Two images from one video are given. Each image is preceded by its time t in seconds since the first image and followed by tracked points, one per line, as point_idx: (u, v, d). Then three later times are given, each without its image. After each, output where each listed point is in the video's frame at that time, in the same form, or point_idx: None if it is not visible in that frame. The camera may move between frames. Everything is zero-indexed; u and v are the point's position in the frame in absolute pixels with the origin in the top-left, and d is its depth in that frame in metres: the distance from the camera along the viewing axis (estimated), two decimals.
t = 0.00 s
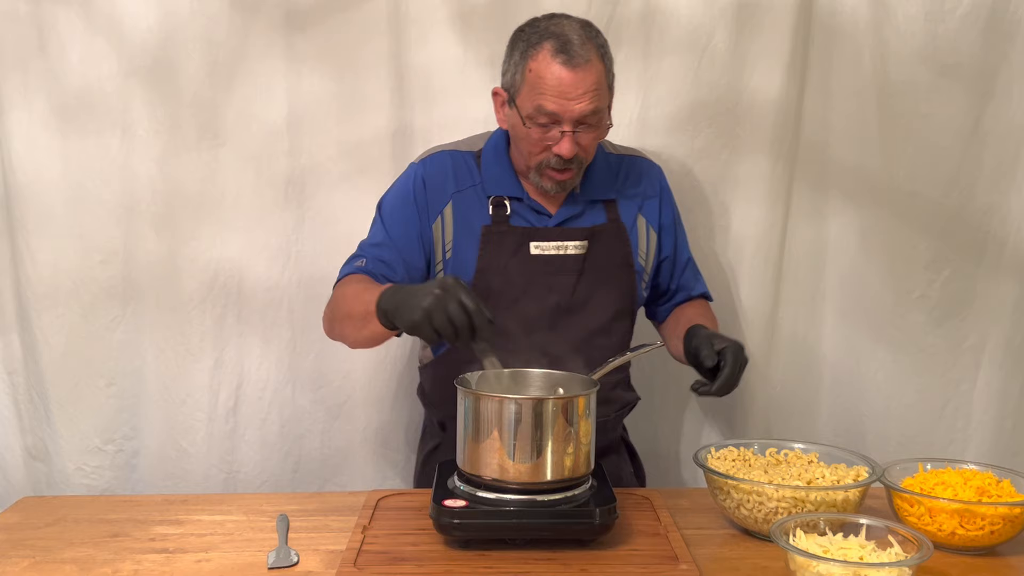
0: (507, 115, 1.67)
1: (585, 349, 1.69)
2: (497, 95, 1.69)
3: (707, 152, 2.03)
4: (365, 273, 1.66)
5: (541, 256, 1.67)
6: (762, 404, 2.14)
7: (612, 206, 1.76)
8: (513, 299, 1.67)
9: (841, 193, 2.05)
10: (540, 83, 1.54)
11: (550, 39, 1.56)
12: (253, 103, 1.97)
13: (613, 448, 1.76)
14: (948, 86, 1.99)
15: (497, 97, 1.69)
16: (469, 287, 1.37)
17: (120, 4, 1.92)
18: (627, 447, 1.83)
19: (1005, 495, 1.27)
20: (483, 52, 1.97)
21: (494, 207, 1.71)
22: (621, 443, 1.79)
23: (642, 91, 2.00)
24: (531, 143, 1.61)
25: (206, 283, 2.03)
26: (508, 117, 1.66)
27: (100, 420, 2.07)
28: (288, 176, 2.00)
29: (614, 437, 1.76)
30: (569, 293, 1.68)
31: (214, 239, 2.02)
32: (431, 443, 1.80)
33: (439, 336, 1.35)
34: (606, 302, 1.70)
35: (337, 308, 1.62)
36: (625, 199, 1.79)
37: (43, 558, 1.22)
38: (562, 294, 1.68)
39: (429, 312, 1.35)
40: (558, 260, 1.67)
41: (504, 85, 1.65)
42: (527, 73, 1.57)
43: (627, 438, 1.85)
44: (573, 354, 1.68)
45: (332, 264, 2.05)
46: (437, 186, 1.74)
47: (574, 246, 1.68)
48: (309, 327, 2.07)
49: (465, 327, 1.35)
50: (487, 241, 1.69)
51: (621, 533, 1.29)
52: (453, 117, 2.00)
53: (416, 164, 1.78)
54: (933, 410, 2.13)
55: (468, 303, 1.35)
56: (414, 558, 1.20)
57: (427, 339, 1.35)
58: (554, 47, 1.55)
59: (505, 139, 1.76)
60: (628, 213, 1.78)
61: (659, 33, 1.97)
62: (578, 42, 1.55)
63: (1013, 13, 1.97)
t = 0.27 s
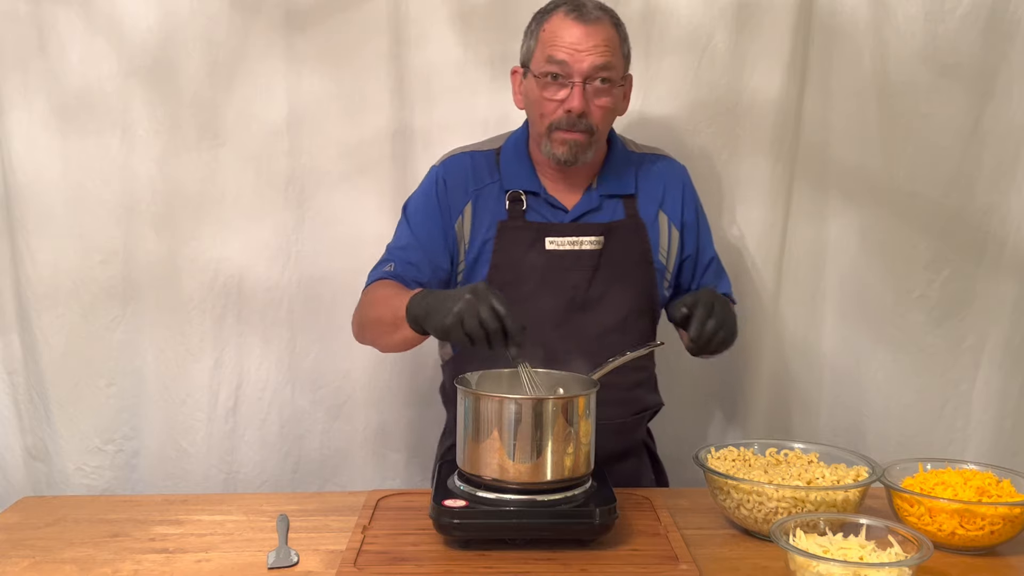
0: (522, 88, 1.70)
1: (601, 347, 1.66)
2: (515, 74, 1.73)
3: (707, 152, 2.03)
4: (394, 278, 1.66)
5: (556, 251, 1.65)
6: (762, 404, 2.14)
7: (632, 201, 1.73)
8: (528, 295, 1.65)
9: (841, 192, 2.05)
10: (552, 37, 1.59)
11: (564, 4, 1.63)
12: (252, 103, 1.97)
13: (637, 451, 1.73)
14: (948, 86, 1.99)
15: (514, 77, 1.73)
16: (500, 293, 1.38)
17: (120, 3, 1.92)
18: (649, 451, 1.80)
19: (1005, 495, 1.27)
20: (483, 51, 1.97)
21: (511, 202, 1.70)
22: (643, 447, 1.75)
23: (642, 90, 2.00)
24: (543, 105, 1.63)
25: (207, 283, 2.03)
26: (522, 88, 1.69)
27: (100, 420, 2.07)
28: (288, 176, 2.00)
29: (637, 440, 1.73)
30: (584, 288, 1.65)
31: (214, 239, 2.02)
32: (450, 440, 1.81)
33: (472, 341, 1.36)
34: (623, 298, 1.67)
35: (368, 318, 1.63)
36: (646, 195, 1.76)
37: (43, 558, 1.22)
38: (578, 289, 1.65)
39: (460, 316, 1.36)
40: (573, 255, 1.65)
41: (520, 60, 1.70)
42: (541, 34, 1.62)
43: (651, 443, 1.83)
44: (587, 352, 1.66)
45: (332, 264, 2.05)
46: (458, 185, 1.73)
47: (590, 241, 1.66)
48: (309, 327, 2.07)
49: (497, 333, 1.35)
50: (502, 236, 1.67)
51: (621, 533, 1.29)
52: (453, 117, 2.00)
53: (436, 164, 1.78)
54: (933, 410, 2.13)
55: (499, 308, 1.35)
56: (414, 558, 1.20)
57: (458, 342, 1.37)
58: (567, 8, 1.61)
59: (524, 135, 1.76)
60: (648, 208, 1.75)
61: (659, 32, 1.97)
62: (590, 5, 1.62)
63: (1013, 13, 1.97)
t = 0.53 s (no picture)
0: (536, 91, 1.68)
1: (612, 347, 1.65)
2: (528, 73, 1.71)
3: (708, 152, 2.03)
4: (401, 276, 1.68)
5: (567, 250, 1.63)
6: (762, 405, 2.14)
7: (647, 201, 1.72)
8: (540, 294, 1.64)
9: (841, 192, 2.05)
10: (565, 43, 1.56)
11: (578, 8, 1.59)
12: (252, 103, 1.97)
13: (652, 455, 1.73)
14: (948, 86, 1.99)
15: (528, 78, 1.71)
16: (483, 290, 1.37)
17: (120, 3, 1.92)
18: (666, 456, 1.79)
19: (1005, 495, 1.27)
20: (483, 51, 1.97)
21: (524, 200, 1.69)
22: (658, 452, 1.75)
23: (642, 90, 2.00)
24: (557, 109, 1.62)
25: (207, 283, 2.04)
26: (536, 91, 1.67)
27: (99, 420, 2.07)
28: (288, 176, 2.00)
29: (653, 443, 1.72)
30: (596, 287, 1.64)
31: (214, 239, 2.02)
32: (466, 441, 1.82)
33: (448, 335, 1.37)
34: (636, 297, 1.65)
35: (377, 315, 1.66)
36: (661, 194, 1.74)
37: (43, 558, 1.22)
38: (590, 288, 1.64)
39: (437, 308, 1.37)
40: (584, 254, 1.63)
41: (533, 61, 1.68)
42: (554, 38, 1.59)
43: (668, 447, 1.82)
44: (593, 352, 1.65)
45: (332, 264, 2.05)
46: (470, 185, 1.73)
47: (602, 239, 1.64)
48: (309, 327, 2.07)
49: (474, 329, 1.35)
50: (514, 234, 1.65)
51: (621, 533, 1.29)
52: (453, 117, 2.00)
53: (451, 163, 1.78)
54: (933, 410, 2.13)
55: (477, 304, 1.35)
56: (414, 558, 1.20)
57: (435, 335, 1.38)
58: (580, 12, 1.57)
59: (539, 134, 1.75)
60: (663, 207, 1.73)
61: (659, 32, 1.97)
62: (604, 9, 1.58)
63: (1013, 13, 1.97)
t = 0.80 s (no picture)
0: (544, 106, 1.62)
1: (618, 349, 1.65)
2: (535, 85, 1.65)
3: (708, 152, 2.03)
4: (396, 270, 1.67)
5: (576, 253, 1.63)
6: (762, 405, 2.14)
7: (655, 204, 1.71)
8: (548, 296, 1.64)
9: (841, 192, 2.05)
10: (573, 72, 1.49)
11: (586, 29, 1.50)
12: (252, 103, 1.97)
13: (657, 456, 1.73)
14: (948, 86, 1.99)
15: (535, 88, 1.65)
16: (468, 278, 1.36)
17: (120, 3, 1.92)
18: (672, 458, 1.79)
19: (1005, 495, 1.27)
20: (483, 51, 1.97)
21: (530, 203, 1.68)
22: (665, 454, 1.75)
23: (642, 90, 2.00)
24: (566, 134, 1.57)
25: (207, 283, 2.04)
26: (544, 108, 1.61)
27: (99, 420, 2.07)
28: (288, 177, 2.00)
29: (659, 445, 1.72)
30: (605, 291, 1.64)
31: (215, 239, 2.02)
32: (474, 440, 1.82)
33: (434, 323, 1.37)
34: (645, 301, 1.66)
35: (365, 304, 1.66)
36: (668, 197, 1.73)
37: (43, 558, 1.22)
38: (599, 291, 1.64)
39: (422, 298, 1.36)
40: (594, 258, 1.63)
41: (541, 75, 1.61)
42: (562, 62, 1.52)
43: (674, 448, 1.82)
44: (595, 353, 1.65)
45: (331, 264, 2.05)
46: (475, 184, 1.72)
47: (611, 243, 1.63)
48: (308, 327, 2.07)
49: (459, 318, 1.35)
50: (522, 237, 1.66)
51: (621, 533, 1.29)
52: (452, 117, 2.00)
53: (457, 162, 1.77)
54: (933, 410, 2.13)
55: (462, 295, 1.34)
56: (414, 558, 1.20)
57: (421, 323, 1.38)
58: (589, 36, 1.49)
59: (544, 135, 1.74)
60: (671, 210, 1.73)
61: (659, 32, 1.97)
62: (614, 32, 1.49)
63: (1013, 13, 1.97)
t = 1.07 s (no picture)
0: (547, 112, 1.62)
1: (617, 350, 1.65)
2: (538, 90, 1.64)
3: (708, 151, 2.03)
4: (394, 266, 1.66)
5: (579, 255, 1.63)
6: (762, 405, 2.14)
7: (658, 207, 1.71)
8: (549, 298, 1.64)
9: (841, 192, 2.05)
10: (577, 80, 1.49)
11: (590, 35, 1.50)
12: (252, 103, 1.97)
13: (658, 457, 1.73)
14: (948, 86, 1.99)
15: (538, 93, 1.64)
16: (474, 278, 1.37)
17: (120, 3, 1.92)
18: (672, 458, 1.79)
19: (1005, 495, 1.27)
20: (483, 51, 1.97)
21: (533, 205, 1.68)
22: (664, 454, 1.75)
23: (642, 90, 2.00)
24: (570, 141, 1.57)
25: (207, 283, 2.04)
26: (547, 114, 1.61)
27: (99, 420, 2.07)
28: (288, 177, 2.00)
29: (659, 446, 1.73)
30: (607, 294, 1.64)
31: (215, 239, 2.02)
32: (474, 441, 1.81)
33: (442, 324, 1.37)
34: (647, 304, 1.66)
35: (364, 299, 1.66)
36: (672, 200, 1.74)
37: (43, 558, 1.22)
38: (602, 294, 1.63)
39: (431, 300, 1.36)
40: (596, 261, 1.63)
41: (544, 80, 1.61)
42: (566, 69, 1.52)
43: (674, 448, 1.82)
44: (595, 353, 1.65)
45: (332, 264, 2.05)
46: (477, 183, 1.73)
47: (614, 247, 1.63)
48: (309, 326, 2.07)
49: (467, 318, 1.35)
50: (525, 239, 1.65)
51: (621, 533, 1.29)
52: (453, 116, 2.00)
53: (459, 160, 1.78)
54: (933, 410, 2.13)
55: (470, 295, 1.34)
56: (414, 558, 1.20)
57: (430, 326, 1.37)
58: (593, 43, 1.49)
59: (548, 136, 1.74)
60: (674, 213, 1.73)
61: (659, 32, 1.97)
62: (618, 38, 1.49)
63: (1013, 13, 1.97)
